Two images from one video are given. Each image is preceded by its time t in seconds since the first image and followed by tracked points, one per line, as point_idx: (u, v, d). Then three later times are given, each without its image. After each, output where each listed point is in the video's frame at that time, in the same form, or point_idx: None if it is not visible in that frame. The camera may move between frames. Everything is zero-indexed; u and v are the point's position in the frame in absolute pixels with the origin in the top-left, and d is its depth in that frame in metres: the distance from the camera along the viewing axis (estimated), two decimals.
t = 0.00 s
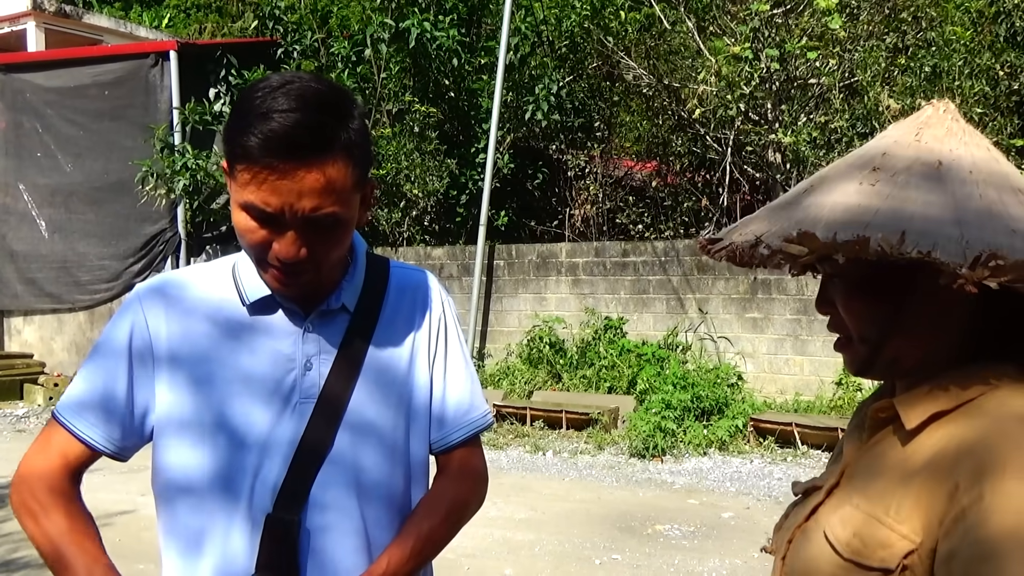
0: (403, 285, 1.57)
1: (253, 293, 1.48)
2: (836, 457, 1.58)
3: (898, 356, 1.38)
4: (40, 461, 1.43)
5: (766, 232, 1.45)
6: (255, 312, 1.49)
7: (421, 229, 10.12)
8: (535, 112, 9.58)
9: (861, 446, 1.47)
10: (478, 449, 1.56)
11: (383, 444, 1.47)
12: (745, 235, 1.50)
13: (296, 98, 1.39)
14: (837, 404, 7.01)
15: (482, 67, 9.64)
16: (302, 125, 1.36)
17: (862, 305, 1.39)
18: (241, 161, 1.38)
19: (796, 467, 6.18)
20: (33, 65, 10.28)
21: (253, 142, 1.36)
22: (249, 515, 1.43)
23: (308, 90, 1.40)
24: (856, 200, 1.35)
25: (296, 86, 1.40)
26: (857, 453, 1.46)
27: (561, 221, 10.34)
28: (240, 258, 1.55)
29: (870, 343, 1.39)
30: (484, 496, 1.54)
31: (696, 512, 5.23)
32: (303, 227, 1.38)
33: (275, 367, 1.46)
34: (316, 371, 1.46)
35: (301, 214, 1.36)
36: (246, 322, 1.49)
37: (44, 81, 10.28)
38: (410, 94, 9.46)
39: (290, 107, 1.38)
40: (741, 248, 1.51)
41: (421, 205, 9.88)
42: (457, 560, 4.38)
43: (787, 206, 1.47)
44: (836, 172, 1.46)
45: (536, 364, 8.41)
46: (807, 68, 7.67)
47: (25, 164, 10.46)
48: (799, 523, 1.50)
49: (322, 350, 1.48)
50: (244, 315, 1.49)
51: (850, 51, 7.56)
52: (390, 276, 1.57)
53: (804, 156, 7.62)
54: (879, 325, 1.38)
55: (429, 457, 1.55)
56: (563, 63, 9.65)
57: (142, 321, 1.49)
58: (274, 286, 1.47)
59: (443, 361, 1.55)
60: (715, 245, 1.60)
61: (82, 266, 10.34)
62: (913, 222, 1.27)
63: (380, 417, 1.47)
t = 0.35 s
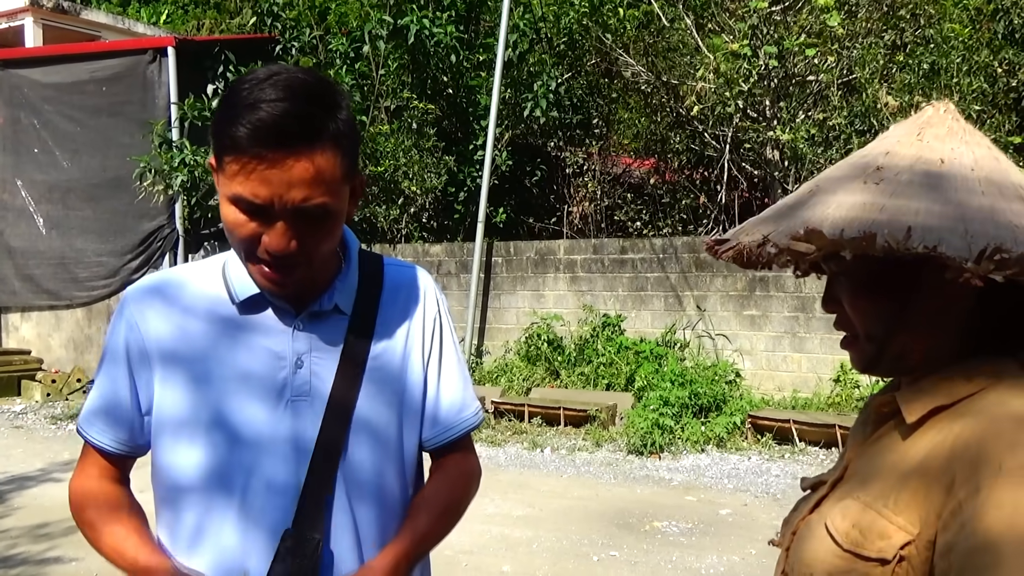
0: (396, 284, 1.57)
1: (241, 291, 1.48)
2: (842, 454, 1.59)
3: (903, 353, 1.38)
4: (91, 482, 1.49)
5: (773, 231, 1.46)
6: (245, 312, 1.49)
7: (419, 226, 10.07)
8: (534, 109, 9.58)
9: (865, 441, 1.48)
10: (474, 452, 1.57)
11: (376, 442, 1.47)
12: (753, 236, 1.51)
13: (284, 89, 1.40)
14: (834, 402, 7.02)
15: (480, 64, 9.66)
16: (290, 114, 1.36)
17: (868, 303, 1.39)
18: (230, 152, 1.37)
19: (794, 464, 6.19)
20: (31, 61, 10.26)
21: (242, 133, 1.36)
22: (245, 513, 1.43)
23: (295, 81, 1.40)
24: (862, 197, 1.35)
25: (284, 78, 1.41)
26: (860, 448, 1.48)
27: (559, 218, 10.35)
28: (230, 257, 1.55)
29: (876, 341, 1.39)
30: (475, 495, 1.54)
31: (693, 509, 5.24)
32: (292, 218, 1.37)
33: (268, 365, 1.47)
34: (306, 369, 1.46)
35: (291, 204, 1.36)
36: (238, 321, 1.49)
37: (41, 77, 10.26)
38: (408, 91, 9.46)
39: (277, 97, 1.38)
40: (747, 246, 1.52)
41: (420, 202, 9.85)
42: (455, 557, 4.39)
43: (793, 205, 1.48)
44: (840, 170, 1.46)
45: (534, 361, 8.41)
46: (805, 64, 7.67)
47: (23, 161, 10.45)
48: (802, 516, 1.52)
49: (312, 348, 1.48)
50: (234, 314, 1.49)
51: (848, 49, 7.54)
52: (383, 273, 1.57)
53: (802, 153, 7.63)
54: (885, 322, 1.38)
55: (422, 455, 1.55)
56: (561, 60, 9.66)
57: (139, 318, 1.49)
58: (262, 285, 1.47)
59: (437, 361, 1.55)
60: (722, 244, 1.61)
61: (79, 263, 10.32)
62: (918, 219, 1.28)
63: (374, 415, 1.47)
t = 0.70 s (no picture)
0: (383, 276, 1.60)
1: (229, 288, 1.49)
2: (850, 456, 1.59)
3: (913, 354, 1.37)
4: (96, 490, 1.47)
5: (774, 220, 1.46)
6: (233, 309, 1.49)
7: (418, 224, 10.08)
8: (533, 106, 9.54)
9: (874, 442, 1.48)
10: (457, 445, 1.63)
11: (367, 436, 1.50)
12: (754, 224, 1.51)
13: (281, 66, 1.45)
14: (832, 399, 7.03)
15: (479, 61, 9.65)
16: (306, 86, 1.43)
17: (876, 299, 1.39)
18: (258, 136, 1.41)
19: (792, 461, 6.20)
20: (28, 57, 10.24)
21: (266, 114, 1.41)
22: (239, 507, 1.44)
23: (289, 59, 1.47)
24: (867, 186, 1.34)
25: (274, 58, 1.46)
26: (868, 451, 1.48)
27: (558, 216, 10.36)
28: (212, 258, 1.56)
29: (886, 339, 1.39)
30: (458, 487, 1.61)
31: (691, 506, 5.24)
32: (330, 186, 1.44)
33: (262, 360, 1.47)
34: (297, 365, 1.47)
35: (329, 172, 1.43)
36: (226, 318, 1.49)
37: (39, 73, 10.24)
38: (406, 88, 9.47)
39: (282, 75, 1.44)
40: (751, 236, 1.52)
41: (418, 199, 9.79)
42: (453, 554, 4.39)
43: (796, 195, 1.47)
44: (850, 160, 1.44)
45: (532, 358, 8.42)
46: (803, 62, 7.67)
47: (20, 157, 10.43)
48: (803, 520, 1.52)
49: (302, 343, 1.49)
50: (223, 312, 1.49)
51: (847, 46, 7.56)
52: (371, 269, 1.60)
53: (800, 150, 7.65)
54: (895, 318, 1.37)
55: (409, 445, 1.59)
56: (560, 57, 9.62)
57: (135, 310, 1.49)
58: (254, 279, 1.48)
59: (425, 351, 1.59)
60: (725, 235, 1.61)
61: (77, 260, 10.31)
62: (923, 208, 1.25)
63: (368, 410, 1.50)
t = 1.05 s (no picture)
0: (372, 272, 1.62)
1: (222, 281, 1.49)
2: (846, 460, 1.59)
3: (909, 356, 1.37)
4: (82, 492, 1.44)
5: (757, 218, 1.44)
6: (227, 302, 1.49)
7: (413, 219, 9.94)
8: (529, 103, 9.51)
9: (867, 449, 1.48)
10: (449, 442, 1.65)
11: (360, 431, 1.50)
12: (738, 220, 1.49)
13: (288, 49, 1.48)
14: (828, 396, 7.04)
15: (475, 57, 9.69)
16: (313, 66, 1.46)
17: (869, 300, 1.39)
18: (274, 115, 1.42)
19: (788, 458, 6.20)
20: (23, 53, 10.21)
21: (279, 91, 1.43)
22: (232, 498, 1.43)
23: (293, 45, 1.50)
24: (855, 180, 1.33)
25: (278, 43, 1.49)
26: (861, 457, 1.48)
27: (554, 212, 10.34)
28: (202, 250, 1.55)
29: (881, 342, 1.38)
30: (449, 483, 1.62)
31: (687, 502, 5.25)
32: (339, 165, 1.47)
33: (255, 352, 1.47)
34: (291, 359, 1.48)
35: (340, 150, 1.47)
36: (220, 311, 1.49)
37: (34, 69, 10.21)
38: (403, 84, 9.47)
39: (290, 57, 1.46)
40: (734, 233, 1.49)
41: (414, 195, 9.74)
42: (449, 550, 4.39)
43: (783, 192, 1.44)
44: (841, 155, 1.43)
45: (528, 355, 8.42)
46: (800, 60, 7.67)
47: (15, 153, 10.40)
48: (796, 524, 1.53)
49: (294, 338, 1.49)
50: (216, 303, 1.49)
51: (843, 43, 7.58)
52: (360, 267, 1.61)
53: (797, 147, 7.66)
54: (890, 321, 1.37)
55: (397, 440, 1.60)
56: (557, 53, 9.59)
57: (126, 298, 1.48)
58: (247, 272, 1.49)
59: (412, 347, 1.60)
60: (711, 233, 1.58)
61: (72, 256, 10.28)
62: (907, 206, 1.23)
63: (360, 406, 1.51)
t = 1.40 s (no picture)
0: (366, 271, 1.62)
1: (218, 276, 1.48)
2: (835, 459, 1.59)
3: (897, 353, 1.37)
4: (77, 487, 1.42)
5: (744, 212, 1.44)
6: (223, 297, 1.49)
7: (408, 217, 10.09)
8: (525, 99, 9.52)
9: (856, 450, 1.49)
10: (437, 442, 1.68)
11: (352, 428, 1.51)
12: (727, 213, 1.49)
13: (290, 57, 1.47)
14: (822, 392, 7.07)
15: (471, 53, 9.58)
16: (310, 78, 1.44)
17: (857, 295, 1.39)
18: (256, 121, 1.41)
19: (782, 454, 6.22)
20: (16, 49, 10.16)
21: (268, 97, 1.41)
22: (227, 495, 1.43)
23: (298, 52, 1.48)
24: (843, 174, 1.32)
25: (285, 49, 1.48)
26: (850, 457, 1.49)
27: (549, 209, 10.32)
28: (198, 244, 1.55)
29: (869, 338, 1.38)
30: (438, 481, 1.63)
31: (682, 499, 5.25)
32: (320, 182, 1.44)
33: (252, 350, 1.47)
34: (286, 355, 1.48)
35: (322, 168, 1.43)
36: (218, 308, 1.48)
37: (27, 65, 10.16)
38: (398, 80, 9.47)
39: (290, 66, 1.45)
40: (721, 227, 1.49)
41: (409, 192, 9.82)
42: (444, 547, 4.39)
43: (773, 184, 1.44)
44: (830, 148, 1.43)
45: (523, 351, 8.42)
46: (795, 56, 7.67)
47: (8, 149, 10.36)
48: (786, 524, 1.54)
49: (289, 334, 1.49)
50: (212, 299, 1.49)
51: (838, 40, 7.58)
52: (355, 266, 1.61)
53: (791, 144, 7.65)
54: (876, 318, 1.37)
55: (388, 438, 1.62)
56: (552, 50, 9.58)
57: (120, 292, 1.46)
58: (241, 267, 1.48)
59: (406, 350, 1.63)
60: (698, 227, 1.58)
61: (66, 252, 10.25)
62: (891, 201, 1.23)
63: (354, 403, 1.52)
